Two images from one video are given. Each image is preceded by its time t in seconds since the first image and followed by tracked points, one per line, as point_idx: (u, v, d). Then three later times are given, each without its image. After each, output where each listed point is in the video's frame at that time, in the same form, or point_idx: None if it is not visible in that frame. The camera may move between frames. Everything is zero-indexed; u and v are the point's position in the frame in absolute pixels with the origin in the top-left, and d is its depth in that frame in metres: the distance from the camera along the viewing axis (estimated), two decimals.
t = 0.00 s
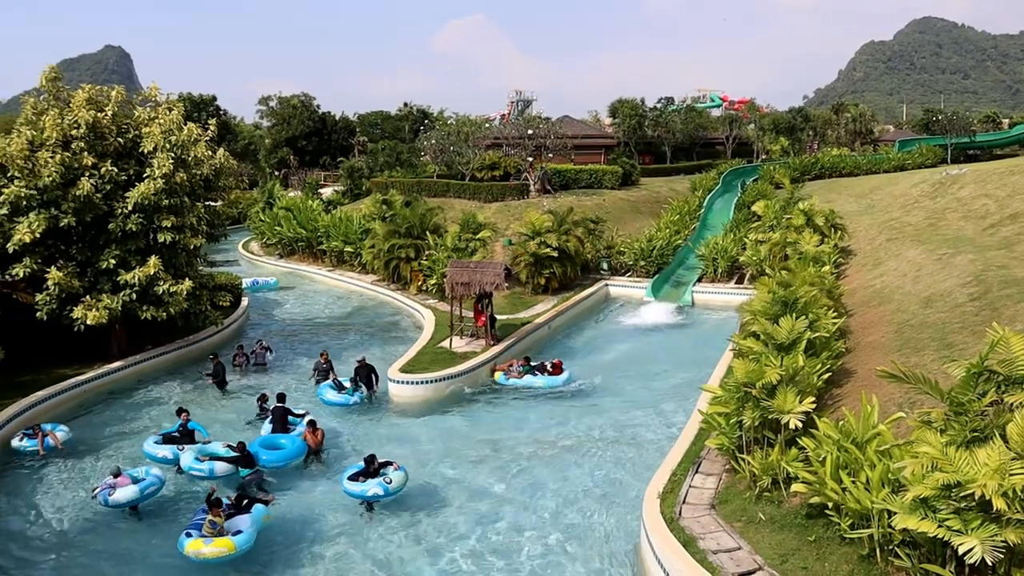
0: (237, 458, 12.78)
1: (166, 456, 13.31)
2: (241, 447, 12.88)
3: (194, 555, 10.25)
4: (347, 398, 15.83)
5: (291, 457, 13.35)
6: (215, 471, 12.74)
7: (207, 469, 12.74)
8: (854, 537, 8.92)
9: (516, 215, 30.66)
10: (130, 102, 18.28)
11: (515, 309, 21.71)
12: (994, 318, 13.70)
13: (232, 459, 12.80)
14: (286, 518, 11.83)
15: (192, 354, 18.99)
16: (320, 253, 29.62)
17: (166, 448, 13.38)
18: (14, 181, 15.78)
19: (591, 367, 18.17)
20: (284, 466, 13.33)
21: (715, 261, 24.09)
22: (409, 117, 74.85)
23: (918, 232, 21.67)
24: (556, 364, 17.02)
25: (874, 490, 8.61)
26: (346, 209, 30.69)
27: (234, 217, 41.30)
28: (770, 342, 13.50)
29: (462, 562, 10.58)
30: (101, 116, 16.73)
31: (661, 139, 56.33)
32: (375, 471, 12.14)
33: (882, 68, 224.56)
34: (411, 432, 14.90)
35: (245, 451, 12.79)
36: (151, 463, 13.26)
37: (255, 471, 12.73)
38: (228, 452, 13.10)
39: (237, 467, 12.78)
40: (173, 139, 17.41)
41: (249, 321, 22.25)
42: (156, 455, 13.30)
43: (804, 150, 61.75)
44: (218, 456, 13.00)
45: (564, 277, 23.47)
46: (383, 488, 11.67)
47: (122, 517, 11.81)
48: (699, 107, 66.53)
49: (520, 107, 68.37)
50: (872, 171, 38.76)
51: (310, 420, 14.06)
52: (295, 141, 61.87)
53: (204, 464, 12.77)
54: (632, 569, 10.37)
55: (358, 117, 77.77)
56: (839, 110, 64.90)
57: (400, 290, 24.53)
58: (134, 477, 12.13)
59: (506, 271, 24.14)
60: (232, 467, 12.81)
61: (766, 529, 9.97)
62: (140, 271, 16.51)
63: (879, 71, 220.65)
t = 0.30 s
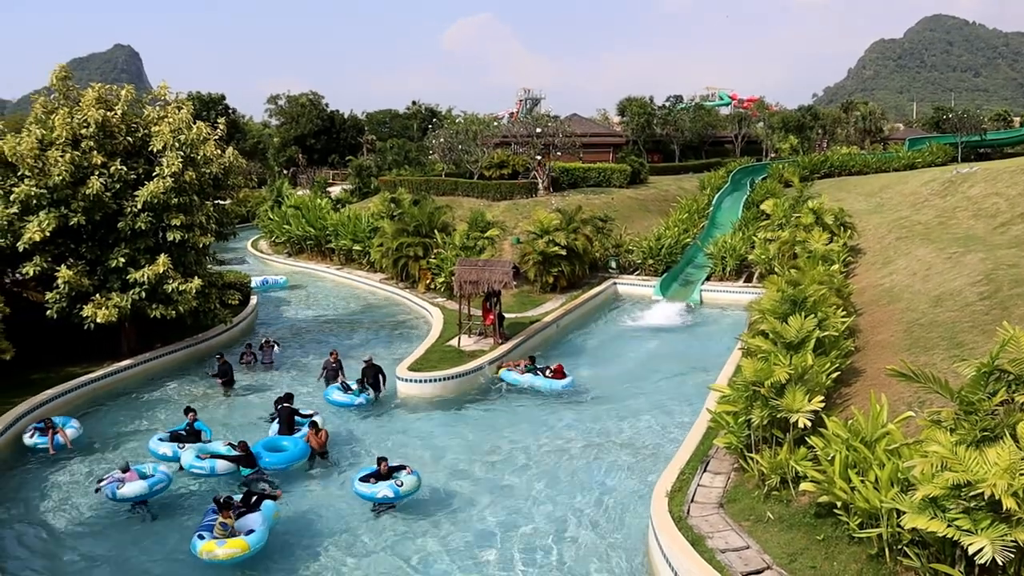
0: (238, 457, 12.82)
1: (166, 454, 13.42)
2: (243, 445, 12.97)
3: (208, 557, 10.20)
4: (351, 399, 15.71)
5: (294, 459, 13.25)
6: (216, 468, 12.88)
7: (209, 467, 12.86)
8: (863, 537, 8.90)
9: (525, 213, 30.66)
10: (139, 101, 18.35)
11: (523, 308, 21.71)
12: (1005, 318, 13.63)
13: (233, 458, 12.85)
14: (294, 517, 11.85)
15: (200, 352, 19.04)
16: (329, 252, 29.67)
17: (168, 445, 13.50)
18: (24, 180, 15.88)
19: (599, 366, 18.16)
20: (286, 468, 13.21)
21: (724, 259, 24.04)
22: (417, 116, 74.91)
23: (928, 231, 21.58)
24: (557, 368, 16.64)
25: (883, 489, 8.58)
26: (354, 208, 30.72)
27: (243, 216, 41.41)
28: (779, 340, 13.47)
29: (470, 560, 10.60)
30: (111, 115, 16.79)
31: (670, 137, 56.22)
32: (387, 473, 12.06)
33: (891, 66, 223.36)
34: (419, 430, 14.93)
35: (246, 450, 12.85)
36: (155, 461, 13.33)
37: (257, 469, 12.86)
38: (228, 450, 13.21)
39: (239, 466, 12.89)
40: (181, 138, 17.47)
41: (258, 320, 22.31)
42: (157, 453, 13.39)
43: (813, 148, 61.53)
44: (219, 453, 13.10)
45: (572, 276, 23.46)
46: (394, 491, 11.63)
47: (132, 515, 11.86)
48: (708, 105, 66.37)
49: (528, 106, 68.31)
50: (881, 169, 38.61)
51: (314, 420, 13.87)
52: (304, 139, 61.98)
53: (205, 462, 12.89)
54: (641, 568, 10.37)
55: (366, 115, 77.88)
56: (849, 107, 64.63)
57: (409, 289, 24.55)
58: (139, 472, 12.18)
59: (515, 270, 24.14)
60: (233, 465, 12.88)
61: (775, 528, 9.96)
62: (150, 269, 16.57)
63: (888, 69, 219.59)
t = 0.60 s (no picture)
0: (241, 457, 12.86)
1: (172, 452, 13.48)
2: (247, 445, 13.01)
3: (222, 558, 10.23)
4: (359, 399, 15.75)
5: (301, 458, 13.23)
6: (219, 467, 12.85)
7: (211, 465, 12.83)
8: (874, 537, 8.86)
9: (534, 212, 30.66)
10: (151, 102, 18.45)
11: (532, 307, 21.72)
12: (1017, 317, 13.54)
13: (237, 457, 12.89)
14: (304, 515, 11.90)
15: (211, 351, 19.13)
16: (338, 251, 29.75)
17: (175, 443, 13.54)
18: (37, 179, 15.98)
19: (608, 365, 18.14)
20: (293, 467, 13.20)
21: (734, 258, 23.99)
22: (427, 115, 75.04)
23: (939, 230, 21.46)
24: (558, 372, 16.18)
25: (894, 489, 8.53)
26: (364, 207, 30.79)
27: (253, 215, 41.56)
28: (789, 340, 13.42)
29: (478, 560, 10.61)
30: (122, 115, 16.89)
31: (679, 136, 56.13)
32: (402, 476, 11.86)
33: (901, 64, 222.21)
34: (428, 429, 14.97)
35: (250, 451, 12.87)
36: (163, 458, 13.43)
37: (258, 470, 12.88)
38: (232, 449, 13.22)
39: (241, 465, 12.92)
40: (192, 138, 17.56)
41: (268, 319, 22.39)
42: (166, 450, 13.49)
43: (823, 147, 61.26)
44: (222, 452, 13.07)
45: (581, 275, 23.45)
46: (414, 495, 11.45)
47: (143, 512, 11.94)
48: (718, 104, 66.19)
49: (537, 105, 68.32)
50: (893, 168, 38.42)
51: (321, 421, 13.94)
52: (313, 139, 62.15)
53: (207, 460, 12.87)
54: (650, 568, 10.36)
55: (375, 115, 78.03)
56: (860, 106, 64.32)
57: (418, 288, 24.59)
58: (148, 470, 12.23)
59: (524, 269, 24.15)
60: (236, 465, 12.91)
61: (785, 528, 9.93)
62: (161, 268, 16.66)
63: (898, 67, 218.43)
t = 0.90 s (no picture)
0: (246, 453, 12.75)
1: (178, 450, 13.50)
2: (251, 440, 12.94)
3: (230, 556, 10.23)
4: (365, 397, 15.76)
5: (306, 456, 13.23)
6: (225, 465, 12.77)
7: (216, 464, 12.75)
8: (882, 537, 8.84)
9: (542, 211, 30.66)
10: (160, 101, 18.53)
11: (540, 306, 21.73)
12: None
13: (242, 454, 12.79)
14: (311, 514, 11.92)
15: (218, 349, 19.19)
16: (347, 249, 29.81)
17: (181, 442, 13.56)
18: (46, 178, 16.03)
19: (616, 364, 18.14)
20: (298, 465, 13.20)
21: (742, 257, 23.95)
22: (435, 114, 75.11)
23: (948, 229, 21.38)
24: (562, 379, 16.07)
25: (903, 489, 8.51)
26: (372, 205, 30.83)
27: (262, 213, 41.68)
28: (797, 339, 13.39)
29: (485, 559, 10.61)
30: (131, 114, 16.97)
31: (687, 135, 56.08)
32: (417, 479, 11.72)
33: (909, 62, 221.26)
34: (436, 428, 14.99)
35: (255, 448, 12.76)
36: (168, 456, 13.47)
37: (262, 466, 12.77)
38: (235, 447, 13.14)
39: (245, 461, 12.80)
40: (201, 137, 17.63)
41: (276, 317, 22.45)
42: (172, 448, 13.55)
43: (832, 145, 61.06)
44: (226, 450, 13.02)
45: (589, 274, 23.45)
46: (430, 498, 11.32)
47: (151, 510, 11.99)
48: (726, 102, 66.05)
49: (545, 103, 68.30)
50: (902, 166, 38.28)
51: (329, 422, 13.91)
52: (322, 138, 62.25)
53: (212, 458, 12.78)
54: (657, 567, 10.36)
55: (383, 114, 78.11)
56: (868, 104, 64.08)
57: (426, 286, 24.62)
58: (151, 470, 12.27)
59: (532, 268, 24.15)
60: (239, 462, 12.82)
61: (793, 528, 9.92)
62: (170, 267, 16.72)
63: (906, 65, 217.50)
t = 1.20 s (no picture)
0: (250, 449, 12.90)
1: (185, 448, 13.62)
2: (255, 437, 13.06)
3: (240, 553, 10.28)
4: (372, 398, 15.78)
5: (312, 456, 13.25)
6: (230, 463, 12.95)
7: (222, 463, 12.90)
8: (890, 536, 8.82)
9: (550, 210, 30.65)
10: (169, 100, 18.59)
11: (547, 305, 21.74)
12: None
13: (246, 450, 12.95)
14: (318, 512, 11.96)
15: (226, 347, 19.25)
16: (354, 248, 29.86)
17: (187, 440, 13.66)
18: (56, 176, 16.10)
19: (623, 363, 18.14)
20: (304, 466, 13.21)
21: (749, 257, 23.91)
22: (442, 113, 75.11)
23: (958, 229, 21.29)
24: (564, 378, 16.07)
25: (911, 489, 8.48)
26: (379, 204, 30.88)
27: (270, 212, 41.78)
28: (805, 338, 13.37)
29: (491, 558, 10.62)
30: (140, 112, 17.03)
31: (695, 134, 56.01)
32: (429, 482, 11.71)
33: (917, 61, 220.23)
34: (443, 426, 15.01)
35: (258, 443, 12.90)
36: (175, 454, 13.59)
37: (266, 462, 12.85)
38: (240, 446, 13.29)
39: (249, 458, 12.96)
40: (209, 136, 17.68)
41: (284, 316, 22.52)
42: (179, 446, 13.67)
43: (840, 144, 60.87)
44: (231, 448, 13.17)
45: (596, 272, 23.44)
46: (440, 503, 11.25)
47: (159, 507, 12.04)
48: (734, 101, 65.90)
49: (552, 102, 68.26)
50: (911, 165, 38.14)
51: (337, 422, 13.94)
52: (329, 136, 62.32)
53: (218, 457, 12.94)
54: (663, 566, 10.36)
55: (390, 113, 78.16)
56: (877, 103, 63.85)
57: (433, 285, 24.65)
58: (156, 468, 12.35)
59: (539, 267, 24.16)
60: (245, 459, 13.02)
61: (800, 527, 9.90)
62: (178, 265, 16.77)
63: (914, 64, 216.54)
